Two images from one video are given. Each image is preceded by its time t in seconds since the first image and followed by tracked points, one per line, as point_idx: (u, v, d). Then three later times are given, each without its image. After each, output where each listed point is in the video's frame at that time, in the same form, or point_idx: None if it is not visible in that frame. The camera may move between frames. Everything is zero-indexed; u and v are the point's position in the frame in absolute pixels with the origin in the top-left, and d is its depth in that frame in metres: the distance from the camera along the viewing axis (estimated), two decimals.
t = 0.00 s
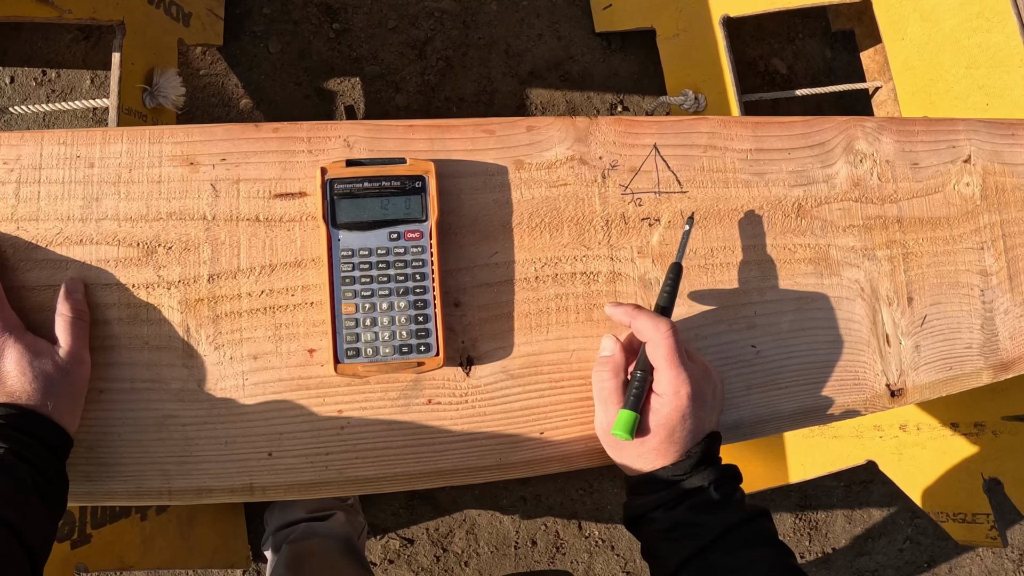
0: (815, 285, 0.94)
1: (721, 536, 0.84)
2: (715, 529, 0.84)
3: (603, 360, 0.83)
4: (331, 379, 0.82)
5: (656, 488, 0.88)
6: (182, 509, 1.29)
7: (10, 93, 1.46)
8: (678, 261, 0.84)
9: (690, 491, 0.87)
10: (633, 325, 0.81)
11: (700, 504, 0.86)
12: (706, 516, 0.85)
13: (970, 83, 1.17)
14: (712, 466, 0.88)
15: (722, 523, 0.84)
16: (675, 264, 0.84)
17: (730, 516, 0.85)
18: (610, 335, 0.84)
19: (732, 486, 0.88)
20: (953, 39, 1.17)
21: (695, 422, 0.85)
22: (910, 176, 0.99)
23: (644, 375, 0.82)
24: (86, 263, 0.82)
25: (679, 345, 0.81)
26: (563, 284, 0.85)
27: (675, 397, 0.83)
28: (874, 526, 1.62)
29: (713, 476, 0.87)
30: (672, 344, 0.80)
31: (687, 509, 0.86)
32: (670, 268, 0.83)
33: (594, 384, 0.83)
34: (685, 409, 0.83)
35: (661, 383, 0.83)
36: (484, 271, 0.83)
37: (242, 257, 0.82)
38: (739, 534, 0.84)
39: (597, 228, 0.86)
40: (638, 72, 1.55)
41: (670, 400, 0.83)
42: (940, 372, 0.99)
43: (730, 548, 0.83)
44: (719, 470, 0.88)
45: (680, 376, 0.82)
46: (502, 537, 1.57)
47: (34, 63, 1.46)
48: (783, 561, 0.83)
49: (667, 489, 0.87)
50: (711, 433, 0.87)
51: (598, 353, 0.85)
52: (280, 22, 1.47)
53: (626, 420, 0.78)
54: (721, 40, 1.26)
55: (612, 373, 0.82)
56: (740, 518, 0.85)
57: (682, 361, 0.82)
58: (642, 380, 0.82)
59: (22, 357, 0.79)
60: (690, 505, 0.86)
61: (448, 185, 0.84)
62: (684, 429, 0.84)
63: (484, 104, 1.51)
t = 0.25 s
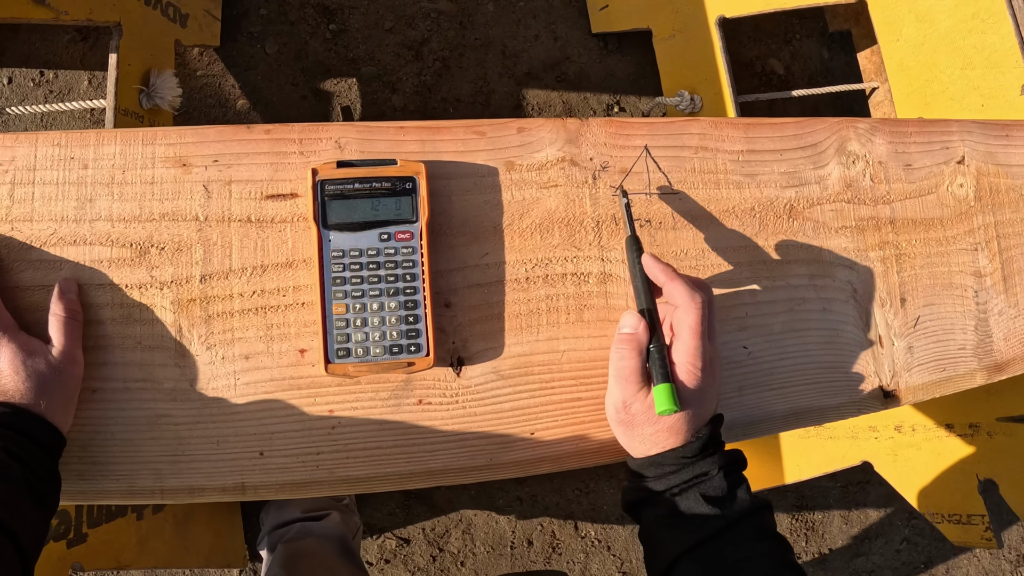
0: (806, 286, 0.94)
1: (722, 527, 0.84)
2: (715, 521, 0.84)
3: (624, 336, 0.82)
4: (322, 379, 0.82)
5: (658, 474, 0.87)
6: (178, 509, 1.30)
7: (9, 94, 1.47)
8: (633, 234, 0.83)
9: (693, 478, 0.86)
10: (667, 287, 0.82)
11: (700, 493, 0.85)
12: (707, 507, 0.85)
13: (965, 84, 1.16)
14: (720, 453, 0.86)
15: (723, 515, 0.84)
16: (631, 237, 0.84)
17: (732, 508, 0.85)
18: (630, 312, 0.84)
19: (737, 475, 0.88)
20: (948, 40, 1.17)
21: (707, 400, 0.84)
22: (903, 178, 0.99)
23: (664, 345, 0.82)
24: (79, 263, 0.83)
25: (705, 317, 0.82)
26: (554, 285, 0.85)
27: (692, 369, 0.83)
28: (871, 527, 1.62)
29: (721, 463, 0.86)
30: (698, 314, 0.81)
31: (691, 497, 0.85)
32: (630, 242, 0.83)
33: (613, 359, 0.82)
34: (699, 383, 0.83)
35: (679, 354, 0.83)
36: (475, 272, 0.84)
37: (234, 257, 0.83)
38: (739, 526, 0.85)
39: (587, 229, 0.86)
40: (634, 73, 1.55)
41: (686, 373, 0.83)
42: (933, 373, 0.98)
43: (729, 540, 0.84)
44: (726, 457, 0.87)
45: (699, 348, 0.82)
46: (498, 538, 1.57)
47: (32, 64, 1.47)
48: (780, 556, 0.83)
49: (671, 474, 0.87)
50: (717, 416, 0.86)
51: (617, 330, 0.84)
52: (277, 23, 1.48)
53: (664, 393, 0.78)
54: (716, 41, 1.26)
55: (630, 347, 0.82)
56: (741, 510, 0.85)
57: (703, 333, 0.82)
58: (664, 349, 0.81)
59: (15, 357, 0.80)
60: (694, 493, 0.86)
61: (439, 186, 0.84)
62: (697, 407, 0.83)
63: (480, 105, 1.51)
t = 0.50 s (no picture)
0: (802, 290, 0.94)
1: (726, 522, 0.84)
2: (718, 516, 0.84)
3: (646, 317, 0.83)
4: (317, 381, 0.82)
5: (660, 465, 0.86)
6: (176, 509, 1.30)
7: (9, 94, 1.47)
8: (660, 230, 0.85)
9: (699, 471, 0.85)
10: (687, 279, 0.82)
11: (702, 488, 0.85)
12: (709, 502, 0.85)
13: (964, 87, 1.16)
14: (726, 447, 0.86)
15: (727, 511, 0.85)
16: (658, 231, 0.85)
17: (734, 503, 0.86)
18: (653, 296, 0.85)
19: (741, 469, 0.88)
20: (947, 42, 1.16)
21: (722, 390, 0.84)
22: (900, 181, 0.99)
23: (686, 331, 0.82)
24: (75, 265, 0.83)
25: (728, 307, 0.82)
26: (549, 288, 0.85)
27: (710, 358, 0.83)
28: (869, 529, 1.61)
29: (727, 457, 0.85)
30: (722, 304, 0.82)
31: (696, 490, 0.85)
32: (655, 238, 0.84)
33: (630, 339, 0.83)
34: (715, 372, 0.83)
35: (699, 342, 0.83)
36: (470, 274, 0.84)
37: (230, 260, 0.83)
38: (741, 522, 0.85)
39: (583, 232, 0.86)
40: (634, 74, 1.55)
41: (703, 360, 0.83)
42: (929, 377, 0.98)
43: (732, 535, 0.84)
44: (732, 450, 0.87)
45: (720, 337, 0.83)
46: (496, 538, 1.58)
47: (33, 65, 1.48)
48: (780, 553, 0.85)
49: (677, 465, 0.86)
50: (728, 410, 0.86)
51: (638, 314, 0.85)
52: (277, 24, 1.48)
53: (681, 378, 0.78)
54: (715, 42, 1.26)
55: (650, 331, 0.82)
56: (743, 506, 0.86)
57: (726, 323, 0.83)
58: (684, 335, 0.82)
59: (12, 358, 0.80)
60: (699, 486, 0.85)
61: (434, 189, 0.84)
62: (711, 397, 0.83)
63: (479, 106, 1.51)
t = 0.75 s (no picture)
0: (804, 291, 0.94)
1: (732, 530, 0.83)
2: (724, 524, 0.83)
3: (652, 325, 0.83)
4: (318, 381, 0.82)
5: (667, 473, 0.86)
6: (176, 508, 1.29)
7: (11, 92, 1.48)
8: (667, 231, 0.84)
9: (705, 479, 0.85)
10: (694, 285, 0.82)
11: (708, 496, 0.84)
12: (715, 510, 0.84)
13: (967, 88, 1.16)
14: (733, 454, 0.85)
15: (733, 519, 0.84)
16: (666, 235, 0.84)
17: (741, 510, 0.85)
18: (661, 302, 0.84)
19: (748, 477, 0.87)
20: (949, 42, 1.16)
21: (729, 398, 0.84)
22: (903, 182, 0.99)
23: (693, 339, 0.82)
24: (76, 264, 0.83)
25: (735, 314, 0.82)
26: (550, 288, 0.85)
27: (717, 367, 0.83)
28: (870, 530, 1.61)
29: (733, 464, 0.85)
30: (730, 312, 0.82)
31: (701, 498, 0.84)
32: (664, 237, 0.84)
33: (636, 346, 0.82)
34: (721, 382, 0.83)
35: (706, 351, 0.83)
36: (471, 274, 0.84)
37: (231, 259, 0.83)
38: (748, 529, 0.84)
39: (584, 232, 0.86)
40: (636, 74, 1.55)
41: (711, 367, 0.83)
42: (931, 378, 0.98)
43: (739, 544, 0.83)
44: (739, 458, 0.86)
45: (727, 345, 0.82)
46: (497, 538, 1.58)
47: (34, 63, 1.47)
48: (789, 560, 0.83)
49: (682, 473, 0.86)
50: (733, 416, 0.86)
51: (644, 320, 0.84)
52: (278, 23, 1.48)
53: (687, 387, 0.78)
54: (717, 42, 1.26)
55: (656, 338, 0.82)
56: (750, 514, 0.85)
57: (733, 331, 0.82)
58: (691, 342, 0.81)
59: (13, 357, 0.80)
60: (705, 494, 0.85)
61: (436, 188, 0.84)
62: (717, 405, 0.83)
63: (481, 105, 1.51)
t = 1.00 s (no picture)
0: (811, 290, 0.94)
1: (751, 528, 0.84)
2: (742, 521, 0.84)
3: (684, 318, 0.82)
4: (326, 378, 0.82)
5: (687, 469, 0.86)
6: (181, 504, 1.29)
7: (16, 89, 1.47)
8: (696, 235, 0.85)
9: (724, 477, 0.86)
10: (726, 284, 0.82)
11: (727, 493, 0.85)
12: (732, 508, 0.84)
13: (972, 89, 1.15)
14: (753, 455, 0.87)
15: (752, 517, 0.84)
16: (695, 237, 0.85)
17: (760, 510, 0.85)
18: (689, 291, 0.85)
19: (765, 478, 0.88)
20: (955, 43, 1.16)
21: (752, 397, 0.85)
22: (909, 182, 0.99)
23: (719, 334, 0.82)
24: (84, 261, 0.83)
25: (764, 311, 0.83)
26: (558, 286, 0.85)
27: (746, 362, 0.83)
28: (873, 529, 1.61)
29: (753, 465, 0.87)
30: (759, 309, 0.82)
31: (721, 495, 0.85)
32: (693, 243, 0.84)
33: (669, 340, 0.82)
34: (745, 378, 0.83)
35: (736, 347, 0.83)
36: (479, 272, 0.84)
37: (239, 256, 0.83)
38: (767, 528, 0.85)
39: (592, 230, 0.86)
40: (641, 73, 1.55)
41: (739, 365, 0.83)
42: (936, 377, 0.98)
43: (756, 542, 0.84)
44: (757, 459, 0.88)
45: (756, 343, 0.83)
46: (501, 537, 1.57)
47: (39, 60, 1.47)
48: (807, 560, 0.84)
49: (704, 469, 0.86)
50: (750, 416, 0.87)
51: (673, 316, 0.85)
52: (284, 21, 1.48)
53: (717, 380, 0.79)
54: (723, 42, 1.26)
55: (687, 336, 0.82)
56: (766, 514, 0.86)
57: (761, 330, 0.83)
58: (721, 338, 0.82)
59: (20, 353, 0.80)
60: (724, 492, 0.85)
61: (444, 186, 0.84)
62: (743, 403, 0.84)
63: (486, 104, 1.51)
